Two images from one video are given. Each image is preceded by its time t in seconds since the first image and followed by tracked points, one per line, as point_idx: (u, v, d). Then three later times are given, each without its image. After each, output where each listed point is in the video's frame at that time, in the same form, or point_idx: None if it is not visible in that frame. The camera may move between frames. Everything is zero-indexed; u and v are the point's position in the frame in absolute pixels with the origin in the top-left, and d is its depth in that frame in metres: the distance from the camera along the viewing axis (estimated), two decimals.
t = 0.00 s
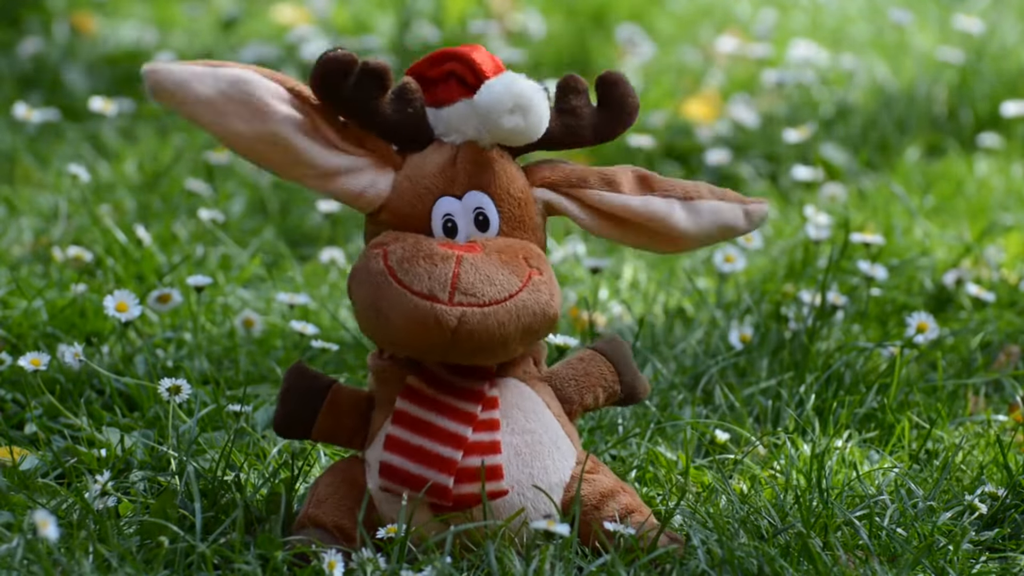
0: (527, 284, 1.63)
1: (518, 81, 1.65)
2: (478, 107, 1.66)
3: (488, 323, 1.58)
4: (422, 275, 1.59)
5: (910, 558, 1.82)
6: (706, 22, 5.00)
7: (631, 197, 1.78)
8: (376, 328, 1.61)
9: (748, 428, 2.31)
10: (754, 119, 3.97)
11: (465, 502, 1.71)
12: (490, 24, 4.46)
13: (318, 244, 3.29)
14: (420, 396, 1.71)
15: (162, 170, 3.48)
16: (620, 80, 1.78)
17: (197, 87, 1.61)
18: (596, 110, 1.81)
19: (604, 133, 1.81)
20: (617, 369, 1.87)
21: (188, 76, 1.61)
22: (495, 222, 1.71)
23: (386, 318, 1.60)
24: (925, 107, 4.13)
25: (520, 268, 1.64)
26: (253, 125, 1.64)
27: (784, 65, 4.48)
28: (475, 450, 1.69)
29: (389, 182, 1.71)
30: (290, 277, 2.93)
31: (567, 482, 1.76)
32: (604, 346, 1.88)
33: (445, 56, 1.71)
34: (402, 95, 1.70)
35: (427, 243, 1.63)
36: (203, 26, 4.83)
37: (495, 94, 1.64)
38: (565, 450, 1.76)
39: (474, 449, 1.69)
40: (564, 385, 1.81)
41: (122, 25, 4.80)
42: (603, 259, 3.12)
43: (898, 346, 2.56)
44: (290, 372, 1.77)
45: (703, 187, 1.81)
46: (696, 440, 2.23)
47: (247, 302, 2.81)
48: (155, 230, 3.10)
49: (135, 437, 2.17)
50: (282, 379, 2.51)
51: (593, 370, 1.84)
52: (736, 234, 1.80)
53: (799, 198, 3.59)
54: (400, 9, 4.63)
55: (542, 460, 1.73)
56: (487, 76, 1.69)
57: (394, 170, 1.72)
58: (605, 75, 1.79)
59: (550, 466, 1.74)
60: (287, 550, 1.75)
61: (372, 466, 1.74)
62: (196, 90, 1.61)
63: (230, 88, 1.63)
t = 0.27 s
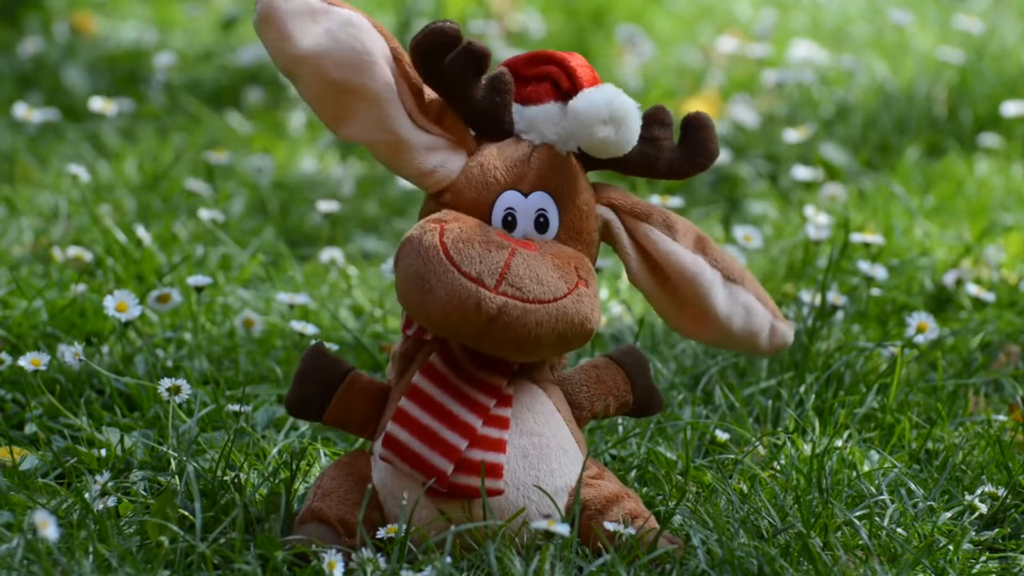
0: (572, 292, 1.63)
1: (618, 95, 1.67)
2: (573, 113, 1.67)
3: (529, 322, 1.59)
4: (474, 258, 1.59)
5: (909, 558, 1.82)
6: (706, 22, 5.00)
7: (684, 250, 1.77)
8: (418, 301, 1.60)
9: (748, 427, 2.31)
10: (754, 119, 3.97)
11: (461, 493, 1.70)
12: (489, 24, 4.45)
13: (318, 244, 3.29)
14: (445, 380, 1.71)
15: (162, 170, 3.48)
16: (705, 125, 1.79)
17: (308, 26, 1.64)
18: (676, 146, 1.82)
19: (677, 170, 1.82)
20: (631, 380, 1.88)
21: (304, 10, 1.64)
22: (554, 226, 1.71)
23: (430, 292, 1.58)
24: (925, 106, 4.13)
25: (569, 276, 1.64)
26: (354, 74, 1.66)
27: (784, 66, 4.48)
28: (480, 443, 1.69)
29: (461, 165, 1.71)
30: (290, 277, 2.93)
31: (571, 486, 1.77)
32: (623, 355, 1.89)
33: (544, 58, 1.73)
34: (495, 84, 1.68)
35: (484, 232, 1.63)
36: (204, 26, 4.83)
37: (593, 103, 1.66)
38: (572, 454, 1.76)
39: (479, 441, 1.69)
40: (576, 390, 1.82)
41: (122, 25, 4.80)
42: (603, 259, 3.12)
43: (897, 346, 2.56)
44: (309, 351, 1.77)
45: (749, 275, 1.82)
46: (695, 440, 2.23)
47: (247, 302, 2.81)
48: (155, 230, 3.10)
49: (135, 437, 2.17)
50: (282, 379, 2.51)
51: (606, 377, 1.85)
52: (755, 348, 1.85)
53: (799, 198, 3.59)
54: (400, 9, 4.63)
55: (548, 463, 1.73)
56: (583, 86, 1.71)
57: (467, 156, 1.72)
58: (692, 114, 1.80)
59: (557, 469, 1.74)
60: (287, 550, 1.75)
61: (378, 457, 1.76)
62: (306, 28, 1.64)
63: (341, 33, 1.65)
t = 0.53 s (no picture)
0: (573, 291, 1.64)
1: (628, 94, 1.69)
2: (583, 112, 1.68)
3: (530, 320, 1.59)
4: (475, 257, 1.59)
5: (909, 559, 1.82)
6: (706, 22, 5.00)
7: (687, 250, 1.78)
8: (419, 301, 1.60)
9: (747, 428, 2.31)
10: (754, 119, 3.97)
11: (462, 493, 1.71)
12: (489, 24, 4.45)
13: (318, 244, 3.29)
14: (446, 380, 1.71)
15: (162, 170, 3.48)
16: (708, 125, 1.81)
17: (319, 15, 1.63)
18: (678, 148, 1.83)
19: (679, 171, 1.83)
20: (632, 381, 1.88)
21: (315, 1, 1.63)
22: (555, 225, 1.71)
23: (430, 291, 1.59)
24: (925, 106, 4.13)
25: (570, 275, 1.65)
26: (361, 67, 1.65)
27: (784, 66, 4.48)
28: (481, 443, 1.70)
29: (463, 164, 1.71)
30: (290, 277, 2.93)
31: (572, 486, 1.77)
32: (624, 356, 1.89)
33: (549, 58, 1.73)
34: (500, 83, 1.68)
35: (485, 231, 1.63)
36: (204, 26, 4.83)
37: (603, 102, 1.67)
38: (573, 455, 1.76)
39: (480, 441, 1.70)
40: (578, 390, 1.82)
41: (122, 25, 4.80)
42: (603, 259, 3.12)
43: (897, 346, 2.56)
44: (311, 350, 1.76)
45: (752, 272, 1.82)
46: (696, 440, 2.23)
47: (247, 302, 2.81)
48: (155, 230, 3.10)
49: (135, 437, 2.17)
50: (282, 379, 2.51)
51: (607, 377, 1.85)
52: (761, 339, 1.84)
53: (799, 198, 3.59)
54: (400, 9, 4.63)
55: (549, 463, 1.73)
56: (589, 85, 1.71)
57: (470, 155, 1.72)
58: (695, 116, 1.82)
59: (557, 468, 1.74)
60: (287, 550, 1.75)
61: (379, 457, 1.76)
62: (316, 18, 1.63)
63: (351, 26, 1.64)
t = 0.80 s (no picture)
0: (544, 284, 1.63)
1: (567, 86, 1.67)
2: (524, 109, 1.67)
3: (504, 321, 1.58)
4: (440, 267, 1.59)
5: (909, 559, 1.82)
6: (706, 22, 5.00)
7: (637, 246, 1.76)
8: (390, 318, 1.61)
9: (748, 428, 2.31)
10: (754, 119, 3.97)
11: (467, 501, 1.71)
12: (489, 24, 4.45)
13: (318, 244, 3.29)
14: (427, 388, 1.71)
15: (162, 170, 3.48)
16: (655, 96, 1.79)
17: (209, 144, 1.64)
18: (627, 122, 1.82)
19: (632, 145, 1.82)
20: (626, 376, 1.87)
21: (201, 135, 1.64)
22: (517, 221, 1.71)
23: (401, 307, 1.59)
24: (925, 106, 4.13)
25: (538, 268, 1.64)
26: (265, 164, 1.67)
27: (784, 66, 4.48)
28: (480, 449, 1.70)
29: (416, 175, 1.71)
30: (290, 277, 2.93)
31: (572, 485, 1.77)
32: (615, 352, 1.88)
33: (487, 55, 1.72)
34: (439, 89, 1.68)
35: (448, 238, 1.63)
36: (204, 26, 4.83)
37: (544, 96, 1.66)
38: (571, 453, 1.76)
39: (479, 447, 1.70)
40: (572, 389, 1.82)
41: (122, 25, 4.80)
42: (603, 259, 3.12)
43: (897, 346, 2.56)
44: (300, 361, 1.77)
45: (704, 271, 1.79)
46: (696, 440, 2.23)
47: (247, 302, 2.81)
48: (155, 230, 3.10)
49: (136, 437, 2.17)
50: (282, 379, 2.50)
51: (602, 375, 1.85)
52: (713, 335, 1.81)
53: (799, 198, 3.59)
54: (400, 9, 4.62)
55: (547, 463, 1.73)
56: (529, 78, 1.70)
57: (422, 164, 1.72)
58: (640, 89, 1.80)
59: (555, 468, 1.74)
60: (287, 550, 1.76)
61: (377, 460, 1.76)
62: (209, 149, 1.64)
63: (241, 136, 1.65)
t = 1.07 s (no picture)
0: (504, 284, 1.61)
1: (480, 84, 1.64)
2: (443, 114, 1.66)
3: (472, 328, 1.57)
4: (398, 289, 1.57)
5: (909, 558, 1.82)
6: (706, 23, 5.00)
7: (593, 212, 1.74)
8: (359, 350, 1.60)
9: (748, 427, 2.31)
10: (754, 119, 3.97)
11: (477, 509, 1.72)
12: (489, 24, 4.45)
13: (318, 244, 3.29)
14: (408, 409, 1.70)
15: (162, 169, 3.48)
16: (575, 69, 1.75)
17: (143, 201, 1.63)
18: (551, 100, 1.78)
19: (560, 123, 1.78)
20: (617, 368, 1.87)
21: (133, 193, 1.62)
22: (464, 226, 1.69)
23: (369, 338, 1.58)
24: (925, 106, 4.13)
25: (495, 269, 1.62)
26: (202, 211, 1.65)
27: (784, 66, 4.48)
28: (479, 455, 1.70)
29: (355, 201, 1.70)
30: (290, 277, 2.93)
31: (568, 481, 1.76)
32: (602, 346, 1.88)
33: (401, 64, 1.70)
34: (358, 110, 1.69)
35: (400, 257, 1.61)
36: (203, 26, 4.83)
37: (459, 99, 1.64)
38: (567, 449, 1.76)
39: (478, 454, 1.70)
40: (563, 386, 1.82)
41: (122, 25, 4.80)
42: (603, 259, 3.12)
43: (897, 346, 2.56)
44: (292, 371, 1.79)
45: (664, 214, 1.78)
46: (696, 440, 2.23)
47: (247, 302, 2.81)
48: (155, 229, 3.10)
49: (135, 437, 2.17)
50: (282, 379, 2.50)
51: (593, 370, 1.84)
52: (690, 272, 1.80)
53: (799, 198, 3.59)
54: (400, 10, 4.62)
55: (543, 459, 1.73)
56: (445, 82, 1.68)
57: (359, 188, 1.72)
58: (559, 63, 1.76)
59: (552, 465, 1.74)
60: (287, 550, 1.76)
61: (374, 467, 1.74)
62: (143, 205, 1.63)
63: (173, 187, 1.64)
